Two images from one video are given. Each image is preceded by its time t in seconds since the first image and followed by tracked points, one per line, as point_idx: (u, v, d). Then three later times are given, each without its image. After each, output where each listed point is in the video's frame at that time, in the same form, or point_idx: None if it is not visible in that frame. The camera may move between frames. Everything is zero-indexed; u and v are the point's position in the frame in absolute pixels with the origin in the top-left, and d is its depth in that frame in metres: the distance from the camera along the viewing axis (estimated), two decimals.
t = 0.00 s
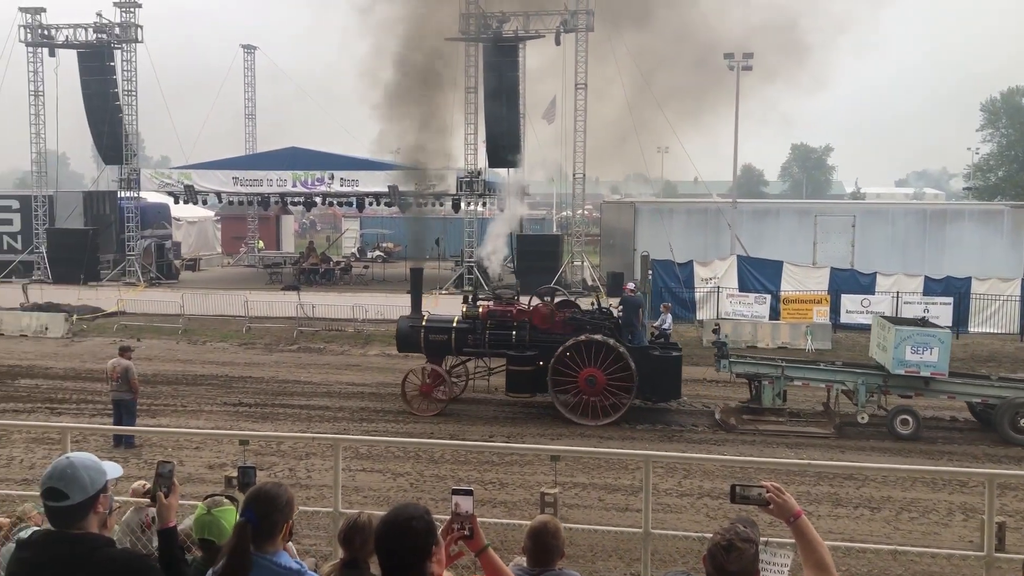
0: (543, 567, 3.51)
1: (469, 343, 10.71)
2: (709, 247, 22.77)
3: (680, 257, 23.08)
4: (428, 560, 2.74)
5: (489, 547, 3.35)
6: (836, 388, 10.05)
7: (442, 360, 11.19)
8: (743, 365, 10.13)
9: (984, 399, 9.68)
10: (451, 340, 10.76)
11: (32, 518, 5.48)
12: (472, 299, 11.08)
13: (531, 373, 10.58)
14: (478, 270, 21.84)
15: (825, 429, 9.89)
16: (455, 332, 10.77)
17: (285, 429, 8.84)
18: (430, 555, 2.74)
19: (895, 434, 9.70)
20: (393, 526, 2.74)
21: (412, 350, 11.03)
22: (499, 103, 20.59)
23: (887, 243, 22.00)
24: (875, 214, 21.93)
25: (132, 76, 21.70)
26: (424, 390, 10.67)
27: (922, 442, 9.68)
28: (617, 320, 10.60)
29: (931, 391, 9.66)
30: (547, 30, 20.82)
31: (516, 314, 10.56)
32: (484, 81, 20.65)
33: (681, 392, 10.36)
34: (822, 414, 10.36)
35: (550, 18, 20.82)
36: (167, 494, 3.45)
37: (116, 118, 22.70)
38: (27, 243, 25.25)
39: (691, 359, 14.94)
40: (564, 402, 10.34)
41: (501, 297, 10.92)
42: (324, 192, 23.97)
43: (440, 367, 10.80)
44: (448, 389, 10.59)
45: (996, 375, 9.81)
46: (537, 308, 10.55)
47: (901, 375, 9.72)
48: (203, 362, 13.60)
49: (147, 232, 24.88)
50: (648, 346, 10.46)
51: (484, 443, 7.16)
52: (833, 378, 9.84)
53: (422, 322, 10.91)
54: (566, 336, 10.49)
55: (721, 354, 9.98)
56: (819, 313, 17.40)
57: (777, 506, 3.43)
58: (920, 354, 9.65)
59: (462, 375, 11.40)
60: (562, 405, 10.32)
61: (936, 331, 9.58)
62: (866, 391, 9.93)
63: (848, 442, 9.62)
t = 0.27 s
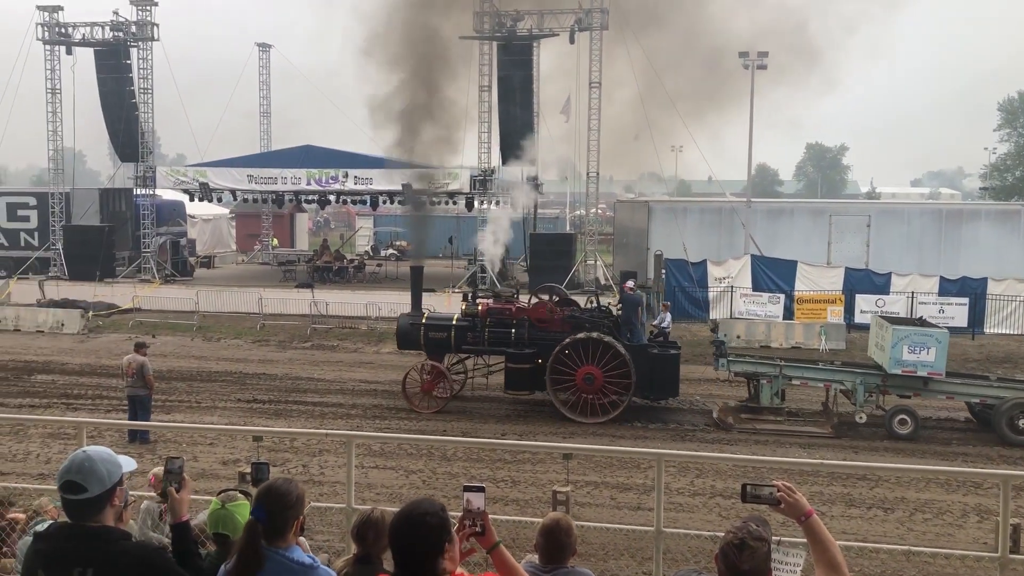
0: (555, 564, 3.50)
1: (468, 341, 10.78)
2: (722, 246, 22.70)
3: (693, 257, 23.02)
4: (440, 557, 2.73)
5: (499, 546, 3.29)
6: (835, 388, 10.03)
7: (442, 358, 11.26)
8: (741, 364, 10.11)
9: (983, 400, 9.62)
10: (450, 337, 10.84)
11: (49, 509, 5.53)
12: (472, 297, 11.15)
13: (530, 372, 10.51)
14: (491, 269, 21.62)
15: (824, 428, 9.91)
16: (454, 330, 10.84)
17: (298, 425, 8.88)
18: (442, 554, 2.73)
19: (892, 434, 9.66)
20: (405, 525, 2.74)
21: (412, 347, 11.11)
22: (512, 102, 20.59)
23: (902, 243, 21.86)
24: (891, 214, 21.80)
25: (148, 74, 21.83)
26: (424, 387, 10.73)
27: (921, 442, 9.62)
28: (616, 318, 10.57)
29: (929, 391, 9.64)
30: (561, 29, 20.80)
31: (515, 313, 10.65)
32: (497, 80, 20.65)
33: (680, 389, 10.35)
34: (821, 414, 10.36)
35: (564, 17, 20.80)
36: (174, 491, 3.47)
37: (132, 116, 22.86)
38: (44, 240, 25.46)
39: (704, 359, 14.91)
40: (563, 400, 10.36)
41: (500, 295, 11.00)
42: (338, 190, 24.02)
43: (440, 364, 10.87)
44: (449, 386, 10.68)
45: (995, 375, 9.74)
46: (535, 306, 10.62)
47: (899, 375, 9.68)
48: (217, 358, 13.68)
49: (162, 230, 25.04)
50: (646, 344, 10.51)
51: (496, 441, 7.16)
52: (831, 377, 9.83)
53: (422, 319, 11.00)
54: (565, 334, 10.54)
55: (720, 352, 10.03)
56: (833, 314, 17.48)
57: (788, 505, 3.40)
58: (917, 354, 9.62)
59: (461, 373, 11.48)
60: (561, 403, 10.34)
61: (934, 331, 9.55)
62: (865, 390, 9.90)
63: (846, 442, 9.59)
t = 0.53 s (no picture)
0: (562, 558, 3.51)
1: (463, 335, 10.75)
2: (730, 242, 22.66)
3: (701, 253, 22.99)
4: (448, 550, 2.74)
5: (508, 540, 3.28)
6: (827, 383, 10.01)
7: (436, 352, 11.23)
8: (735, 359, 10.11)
9: (975, 396, 9.56)
10: (445, 331, 10.80)
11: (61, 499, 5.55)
12: (466, 291, 11.15)
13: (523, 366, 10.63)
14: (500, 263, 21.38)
15: (816, 424, 9.90)
16: (449, 324, 10.81)
17: (306, 418, 8.90)
18: (451, 547, 2.75)
19: (885, 430, 9.64)
20: (414, 517, 2.75)
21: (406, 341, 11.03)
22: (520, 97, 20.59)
23: (911, 239, 21.79)
24: (899, 210, 21.74)
25: (157, 68, 21.89)
26: (419, 381, 10.65)
27: (913, 437, 9.62)
28: (610, 313, 10.58)
29: (922, 386, 9.60)
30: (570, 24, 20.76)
31: (509, 307, 10.62)
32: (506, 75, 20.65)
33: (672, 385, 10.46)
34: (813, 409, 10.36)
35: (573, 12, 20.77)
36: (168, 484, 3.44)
37: (141, 110, 22.92)
38: (54, 233, 25.55)
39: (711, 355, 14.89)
40: (555, 394, 10.42)
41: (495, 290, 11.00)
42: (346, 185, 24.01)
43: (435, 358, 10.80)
44: (444, 380, 10.62)
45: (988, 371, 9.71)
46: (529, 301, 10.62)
47: (889, 370, 9.66)
48: (224, 352, 13.72)
49: (171, 224, 25.10)
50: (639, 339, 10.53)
51: (504, 435, 7.18)
52: (824, 373, 9.80)
53: (417, 313, 10.93)
54: (559, 329, 10.54)
55: (712, 347, 10.05)
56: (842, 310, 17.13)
57: (794, 500, 3.41)
58: (908, 349, 9.59)
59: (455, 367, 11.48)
60: (553, 397, 10.40)
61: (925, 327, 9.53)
62: (857, 385, 9.88)
63: (839, 437, 9.59)
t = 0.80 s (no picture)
0: (566, 552, 3.50)
1: (453, 329, 10.80)
2: (735, 235, 22.63)
3: (706, 246, 22.95)
4: (451, 544, 2.73)
5: (510, 534, 3.27)
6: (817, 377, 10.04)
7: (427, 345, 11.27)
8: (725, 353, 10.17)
9: (963, 388, 9.53)
10: (436, 325, 10.86)
11: (66, 491, 5.57)
12: (457, 285, 11.20)
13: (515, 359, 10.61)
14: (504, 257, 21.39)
15: (805, 417, 9.90)
16: (440, 317, 10.86)
17: (309, 412, 8.92)
18: (453, 541, 2.74)
19: (873, 423, 9.68)
20: (416, 510, 2.75)
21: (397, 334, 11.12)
22: (524, 90, 20.54)
23: (916, 233, 21.72)
24: (905, 204, 21.67)
25: (161, 61, 21.89)
26: (408, 374, 10.76)
27: (901, 431, 9.65)
28: (600, 307, 10.62)
29: (910, 379, 9.61)
30: (573, 16, 20.69)
31: (499, 301, 10.69)
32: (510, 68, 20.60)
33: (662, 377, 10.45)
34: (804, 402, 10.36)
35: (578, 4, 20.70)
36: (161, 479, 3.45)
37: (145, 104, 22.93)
38: (58, 227, 25.60)
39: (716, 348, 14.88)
40: (546, 386, 10.41)
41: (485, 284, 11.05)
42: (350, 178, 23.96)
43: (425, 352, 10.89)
44: (433, 374, 10.72)
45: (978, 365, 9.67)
46: (520, 295, 10.67)
47: (877, 364, 9.69)
48: (228, 346, 13.75)
49: (175, 218, 25.14)
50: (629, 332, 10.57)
51: (508, 429, 7.18)
52: (813, 366, 9.86)
53: (408, 307, 11.01)
54: (550, 323, 10.58)
55: (701, 340, 10.13)
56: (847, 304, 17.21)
57: (796, 495, 3.39)
58: (894, 343, 9.58)
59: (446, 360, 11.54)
60: (543, 389, 10.39)
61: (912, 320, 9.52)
62: (847, 379, 9.89)
63: (827, 430, 9.59)
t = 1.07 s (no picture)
0: (566, 545, 3.52)
1: (440, 322, 10.78)
2: (735, 227, 22.62)
3: (706, 239, 22.94)
4: (452, 535, 2.75)
5: (511, 528, 3.29)
6: (802, 369, 10.03)
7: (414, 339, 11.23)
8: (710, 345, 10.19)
9: (946, 379, 9.59)
10: (423, 318, 10.83)
11: (68, 486, 5.58)
12: (444, 278, 11.18)
13: (501, 351, 10.69)
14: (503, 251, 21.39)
15: (790, 408, 9.90)
16: (427, 310, 10.83)
17: (309, 407, 8.94)
18: (455, 533, 2.76)
19: (857, 414, 9.71)
20: (418, 502, 2.77)
21: (385, 328, 11.11)
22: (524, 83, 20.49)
23: (916, 225, 21.71)
24: (905, 195, 21.66)
25: (160, 56, 21.84)
26: (396, 367, 10.75)
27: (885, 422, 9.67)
28: (587, 299, 10.63)
29: (895, 371, 9.65)
30: (572, 9, 20.60)
31: (486, 293, 10.66)
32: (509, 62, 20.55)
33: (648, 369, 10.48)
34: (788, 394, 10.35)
35: None
36: (161, 474, 3.46)
37: (144, 99, 22.88)
38: (59, 222, 25.61)
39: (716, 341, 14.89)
40: (533, 378, 10.47)
41: (472, 277, 11.03)
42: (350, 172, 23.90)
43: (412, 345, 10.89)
44: (420, 367, 10.71)
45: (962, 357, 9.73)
46: (506, 287, 10.64)
47: (859, 355, 9.72)
48: (229, 340, 13.76)
49: (175, 212, 25.13)
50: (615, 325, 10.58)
51: (508, 423, 7.19)
52: (798, 358, 9.85)
53: (395, 300, 10.96)
54: (536, 316, 10.57)
55: (687, 333, 10.08)
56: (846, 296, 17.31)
57: (795, 488, 3.41)
58: (876, 335, 9.63)
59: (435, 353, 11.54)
60: (531, 381, 10.45)
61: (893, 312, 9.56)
62: (832, 370, 9.89)
63: (811, 422, 9.60)
